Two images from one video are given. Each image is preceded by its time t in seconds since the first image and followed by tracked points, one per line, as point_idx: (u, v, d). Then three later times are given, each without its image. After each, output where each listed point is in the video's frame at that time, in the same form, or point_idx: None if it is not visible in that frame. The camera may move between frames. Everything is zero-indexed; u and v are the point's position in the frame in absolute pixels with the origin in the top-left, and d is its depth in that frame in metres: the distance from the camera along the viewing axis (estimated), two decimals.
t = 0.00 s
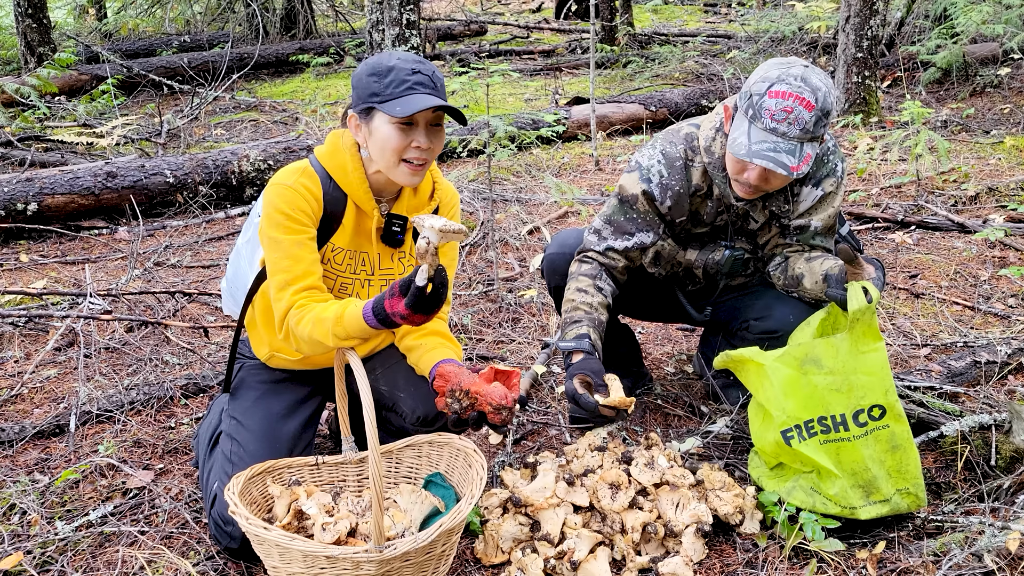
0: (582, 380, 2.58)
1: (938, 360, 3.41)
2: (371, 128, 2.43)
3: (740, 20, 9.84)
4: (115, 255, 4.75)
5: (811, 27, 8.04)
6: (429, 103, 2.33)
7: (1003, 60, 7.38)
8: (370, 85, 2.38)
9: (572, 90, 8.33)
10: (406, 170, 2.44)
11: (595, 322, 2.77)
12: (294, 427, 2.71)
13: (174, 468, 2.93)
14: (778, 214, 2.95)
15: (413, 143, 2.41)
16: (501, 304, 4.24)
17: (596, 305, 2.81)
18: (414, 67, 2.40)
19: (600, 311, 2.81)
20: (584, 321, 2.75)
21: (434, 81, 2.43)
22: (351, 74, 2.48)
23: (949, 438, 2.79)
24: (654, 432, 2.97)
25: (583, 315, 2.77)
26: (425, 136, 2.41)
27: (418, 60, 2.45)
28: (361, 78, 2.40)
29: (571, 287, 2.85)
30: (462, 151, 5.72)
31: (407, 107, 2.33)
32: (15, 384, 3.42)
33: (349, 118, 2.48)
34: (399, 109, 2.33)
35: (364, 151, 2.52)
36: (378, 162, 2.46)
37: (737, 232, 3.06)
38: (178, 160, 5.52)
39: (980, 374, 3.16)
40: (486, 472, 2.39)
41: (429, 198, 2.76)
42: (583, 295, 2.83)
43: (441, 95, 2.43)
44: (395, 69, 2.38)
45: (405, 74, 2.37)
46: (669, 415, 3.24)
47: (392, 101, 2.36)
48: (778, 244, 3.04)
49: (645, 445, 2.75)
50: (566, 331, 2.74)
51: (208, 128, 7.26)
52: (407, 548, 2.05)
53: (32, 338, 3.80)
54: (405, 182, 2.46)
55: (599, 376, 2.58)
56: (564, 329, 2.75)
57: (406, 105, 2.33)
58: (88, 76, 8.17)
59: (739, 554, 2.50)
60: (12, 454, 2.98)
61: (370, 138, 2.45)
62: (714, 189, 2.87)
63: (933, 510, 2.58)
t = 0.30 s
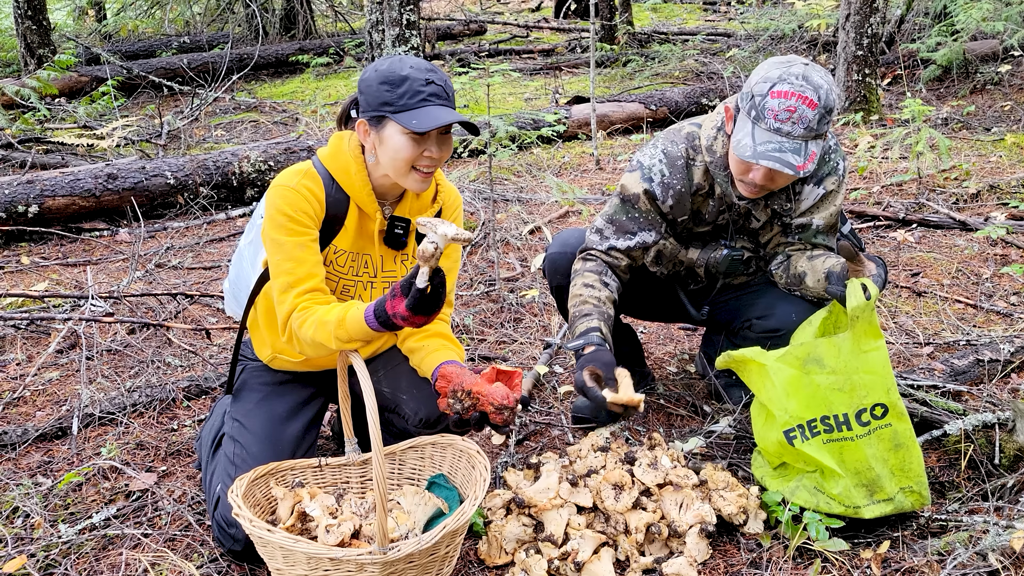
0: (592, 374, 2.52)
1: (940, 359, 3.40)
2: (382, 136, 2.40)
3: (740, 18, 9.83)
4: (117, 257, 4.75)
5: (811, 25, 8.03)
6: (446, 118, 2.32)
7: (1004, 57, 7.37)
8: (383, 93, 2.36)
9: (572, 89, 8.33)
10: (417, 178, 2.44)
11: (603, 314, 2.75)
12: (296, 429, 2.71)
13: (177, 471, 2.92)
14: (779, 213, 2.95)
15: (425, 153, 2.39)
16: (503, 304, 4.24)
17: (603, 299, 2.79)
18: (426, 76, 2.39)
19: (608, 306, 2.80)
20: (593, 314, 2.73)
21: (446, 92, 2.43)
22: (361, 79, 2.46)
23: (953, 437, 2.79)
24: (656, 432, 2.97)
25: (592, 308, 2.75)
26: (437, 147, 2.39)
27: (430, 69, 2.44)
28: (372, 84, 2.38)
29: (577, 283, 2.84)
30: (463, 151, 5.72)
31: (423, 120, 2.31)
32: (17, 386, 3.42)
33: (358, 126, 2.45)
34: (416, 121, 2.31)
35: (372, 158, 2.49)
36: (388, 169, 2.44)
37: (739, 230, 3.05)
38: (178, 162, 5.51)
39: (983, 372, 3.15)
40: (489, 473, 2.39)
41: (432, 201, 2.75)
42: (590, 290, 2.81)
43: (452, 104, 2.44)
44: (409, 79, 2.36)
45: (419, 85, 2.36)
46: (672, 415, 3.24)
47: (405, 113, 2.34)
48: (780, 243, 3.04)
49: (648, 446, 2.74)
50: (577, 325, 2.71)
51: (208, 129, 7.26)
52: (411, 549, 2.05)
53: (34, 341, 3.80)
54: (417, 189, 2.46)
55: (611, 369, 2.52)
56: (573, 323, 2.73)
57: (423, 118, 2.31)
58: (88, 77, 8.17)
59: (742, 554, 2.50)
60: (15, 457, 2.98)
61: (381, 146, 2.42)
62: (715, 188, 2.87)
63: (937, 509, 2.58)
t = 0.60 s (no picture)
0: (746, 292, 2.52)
1: (945, 356, 3.39)
2: (383, 133, 2.39)
3: (740, 16, 9.82)
4: (119, 258, 4.75)
5: (812, 23, 8.03)
6: (446, 117, 2.30)
7: (1005, 54, 7.35)
8: (386, 90, 2.35)
9: (572, 88, 8.32)
10: (417, 177, 2.42)
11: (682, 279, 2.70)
12: (302, 430, 2.72)
13: (182, 471, 2.92)
14: (782, 211, 2.94)
15: (423, 152, 2.37)
16: (506, 303, 4.23)
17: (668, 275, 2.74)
18: (429, 77, 2.38)
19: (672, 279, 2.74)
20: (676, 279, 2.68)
21: (449, 93, 2.42)
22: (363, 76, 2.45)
23: (958, 435, 2.78)
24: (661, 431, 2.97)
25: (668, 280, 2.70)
26: (436, 146, 2.37)
27: (434, 69, 2.43)
28: (376, 81, 2.37)
29: (634, 275, 2.76)
30: (465, 150, 5.71)
31: (421, 118, 2.30)
32: (20, 388, 3.42)
33: (360, 122, 2.44)
34: (414, 119, 2.30)
35: (374, 153, 2.48)
36: (388, 166, 2.42)
37: (742, 229, 3.05)
38: (180, 163, 5.51)
39: (988, 370, 3.15)
40: (494, 473, 2.38)
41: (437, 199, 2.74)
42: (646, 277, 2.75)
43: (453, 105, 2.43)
44: (412, 77, 2.35)
45: (422, 84, 2.35)
46: (676, 414, 3.23)
47: (406, 110, 2.33)
48: (782, 241, 3.05)
49: (653, 445, 2.74)
50: (670, 297, 2.64)
51: (210, 129, 7.26)
52: (416, 548, 2.04)
53: (37, 342, 3.80)
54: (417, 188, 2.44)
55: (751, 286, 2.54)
56: (666, 295, 2.65)
57: (421, 116, 2.30)
58: (89, 78, 8.18)
59: (748, 553, 2.50)
60: (19, 458, 2.98)
61: (382, 142, 2.41)
62: (716, 186, 2.87)
63: (943, 507, 2.57)
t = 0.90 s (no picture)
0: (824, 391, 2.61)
1: (949, 355, 3.38)
2: (377, 133, 2.37)
3: (741, 15, 9.80)
4: (121, 259, 4.75)
5: (813, 22, 8.02)
6: (436, 128, 2.27)
7: (1006, 52, 7.34)
8: (383, 92, 2.33)
9: (574, 88, 8.32)
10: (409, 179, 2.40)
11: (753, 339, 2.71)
12: (306, 430, 2.71)
13: (185, 472, 2.92)
14: (784, 210, 2.94)
15: (415, 157, 2.34)
16: (508, 303, 4.23)
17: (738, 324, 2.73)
18: (428, 82, 2.35)
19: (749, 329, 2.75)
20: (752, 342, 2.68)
21: (447, 99, 2.38)
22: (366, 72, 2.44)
23: (962, 434, 2.78)
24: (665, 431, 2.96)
25: (745, 333, 2.70)
26: (428, 152, 2.34)
27: (435, 73, 2.39)
28: (375, 82, 2.36)
29: (710, 308, 2.73)
30: (466, 150, 5.71)
31: (413, 126, 2.28)
32: (23, 389, 3.42)
33: (358, 119, 2.43)
34: (406, 126, 2.28)
35: (369, 151, 2.46)
36: (382, 167, 2.41)
37: (744, 228, 3.03)
38: (181, 164, 5.52)
39: (992, 368, 3.14)
40: (498, 473, 2.38)
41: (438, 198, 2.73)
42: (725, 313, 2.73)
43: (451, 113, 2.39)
44: (409, 81, 2.33)
45: (418, 89, 2.32)
46: (679, 413, 3.23)
47: (399, 114, 2.31)
48: (785, 238, 3.02)
49: (657, 444, 2.73)
50: (747, 361, 2.65)
51: (211, 130, 7.27)
52: (420, 549, 2.03)
53: (40, 343, 3.80)
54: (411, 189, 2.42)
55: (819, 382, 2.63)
56: (743, 355, 2.66)
57: (414, 124, 2.28)
58: (90, 80, 8.19)
59: (753, 552, 2.49)
60: (22, 459, 2.98)
61: (376, 142, 2.39)
62: (725, 186, 2.86)
63: (948, 506, 2.56)
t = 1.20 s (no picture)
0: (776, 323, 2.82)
1: (949, 354, 3.37)
2: (376, 132, 2.37)
3: (741, 15, 9.80)
4: (122, 260, 4.75)
5: (814, 21, 8.01)
6: (438, 128, 2.26)
7: (1007, 51, 7.32)
8: (382, 91, 2.33)
9: (574, 88, 8.31)
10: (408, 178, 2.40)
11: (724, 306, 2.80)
12: (306, 431, 2.71)
13: (185, 473, 2.92)
14: (786, 214, 2.92)
15: (415, 157, 2.34)
16: (508, 303, 4.23)
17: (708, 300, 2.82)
18: (427, 81, 2.35)
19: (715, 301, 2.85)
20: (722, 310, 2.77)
21: (446, 98, 2.38)
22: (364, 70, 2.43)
23: (963, 433, 2.78)
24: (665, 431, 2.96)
25: (713, 307, 2.79)
26: (428, 151, 2.34)
27: (434, 72, 2.40)
28: (374, 80, 2.35)
29: (677, 299, 2.84)
30: (466, 151, 5.71)
31: (414, 125, 2.27)
32: (23, 390, 3.42)
33: (355, 118, 2.43)
34: (407, 126, 2.27)
35: (366, 150, 2.46)
36: (380, 165, 2.41)
37: (747, 231, 3.02)
38: (182, 165, 5.52)
39: (993, 368, 3.14)
40: (497, 474, 2.38)
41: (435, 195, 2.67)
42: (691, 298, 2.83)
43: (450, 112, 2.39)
44: (409, 81, 2.33)
45: (418, 89, 2.32)
46: (679, 413, 3.22)
47: (399, 114, 2.31)
48: (786, 241, 3.01)
49: (657, 444, 2.73)
50: (720, 329, 2.73)
51: (211, 130, 7.27)
52: (420, 550, 2.03)
53: (40, 344, 3.80)
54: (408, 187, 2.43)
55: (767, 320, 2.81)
56: (716, 326, 2.74)
57: (414, 123, 2.27)
58: (91, 81, 8.21)
59: (753, 553, 2.49)
60: (22, 460, 2.98)
61: (374, 141, 2.39)
62: (725, 190, 2.86)
63: (949, 505, 2.56)
